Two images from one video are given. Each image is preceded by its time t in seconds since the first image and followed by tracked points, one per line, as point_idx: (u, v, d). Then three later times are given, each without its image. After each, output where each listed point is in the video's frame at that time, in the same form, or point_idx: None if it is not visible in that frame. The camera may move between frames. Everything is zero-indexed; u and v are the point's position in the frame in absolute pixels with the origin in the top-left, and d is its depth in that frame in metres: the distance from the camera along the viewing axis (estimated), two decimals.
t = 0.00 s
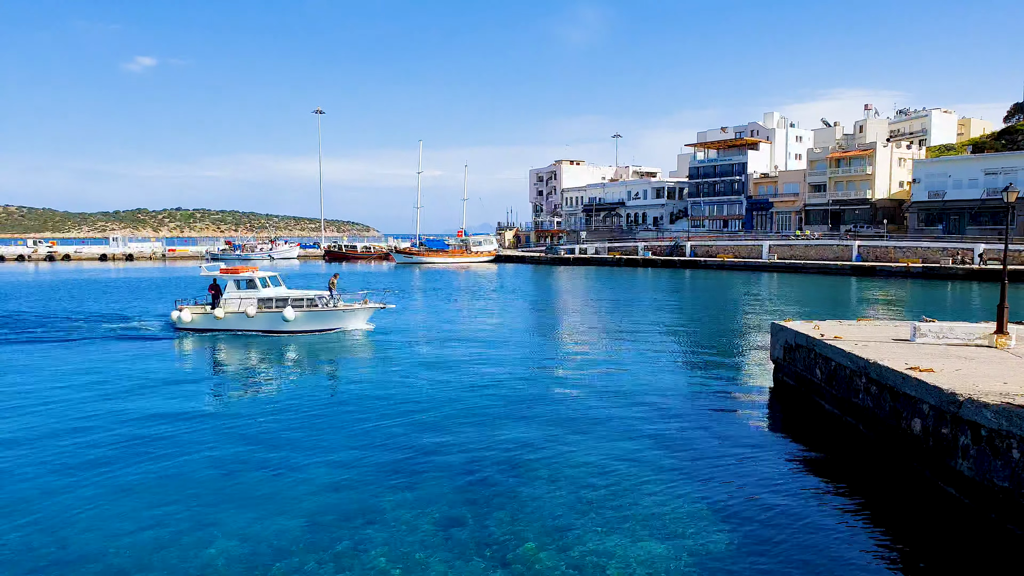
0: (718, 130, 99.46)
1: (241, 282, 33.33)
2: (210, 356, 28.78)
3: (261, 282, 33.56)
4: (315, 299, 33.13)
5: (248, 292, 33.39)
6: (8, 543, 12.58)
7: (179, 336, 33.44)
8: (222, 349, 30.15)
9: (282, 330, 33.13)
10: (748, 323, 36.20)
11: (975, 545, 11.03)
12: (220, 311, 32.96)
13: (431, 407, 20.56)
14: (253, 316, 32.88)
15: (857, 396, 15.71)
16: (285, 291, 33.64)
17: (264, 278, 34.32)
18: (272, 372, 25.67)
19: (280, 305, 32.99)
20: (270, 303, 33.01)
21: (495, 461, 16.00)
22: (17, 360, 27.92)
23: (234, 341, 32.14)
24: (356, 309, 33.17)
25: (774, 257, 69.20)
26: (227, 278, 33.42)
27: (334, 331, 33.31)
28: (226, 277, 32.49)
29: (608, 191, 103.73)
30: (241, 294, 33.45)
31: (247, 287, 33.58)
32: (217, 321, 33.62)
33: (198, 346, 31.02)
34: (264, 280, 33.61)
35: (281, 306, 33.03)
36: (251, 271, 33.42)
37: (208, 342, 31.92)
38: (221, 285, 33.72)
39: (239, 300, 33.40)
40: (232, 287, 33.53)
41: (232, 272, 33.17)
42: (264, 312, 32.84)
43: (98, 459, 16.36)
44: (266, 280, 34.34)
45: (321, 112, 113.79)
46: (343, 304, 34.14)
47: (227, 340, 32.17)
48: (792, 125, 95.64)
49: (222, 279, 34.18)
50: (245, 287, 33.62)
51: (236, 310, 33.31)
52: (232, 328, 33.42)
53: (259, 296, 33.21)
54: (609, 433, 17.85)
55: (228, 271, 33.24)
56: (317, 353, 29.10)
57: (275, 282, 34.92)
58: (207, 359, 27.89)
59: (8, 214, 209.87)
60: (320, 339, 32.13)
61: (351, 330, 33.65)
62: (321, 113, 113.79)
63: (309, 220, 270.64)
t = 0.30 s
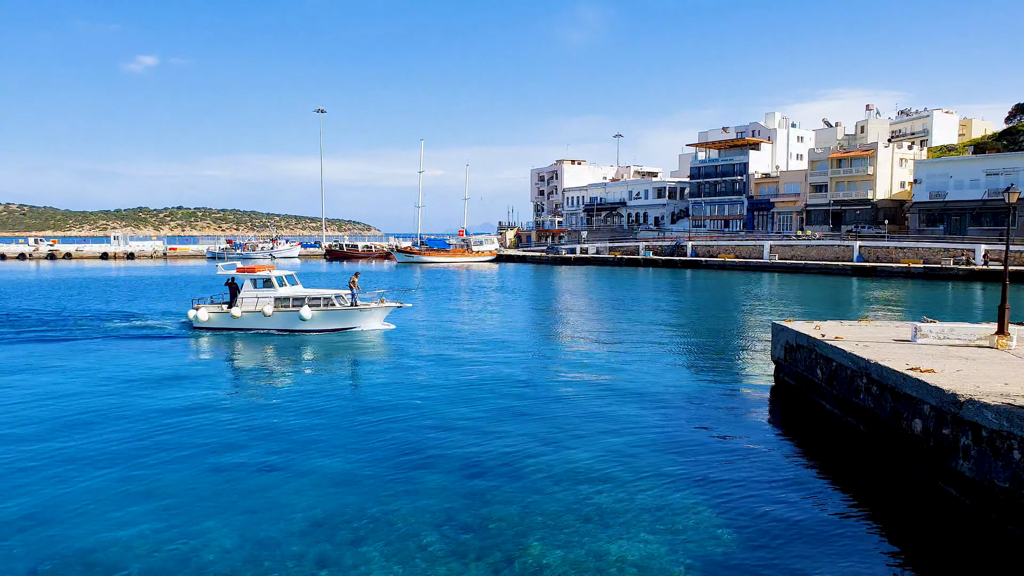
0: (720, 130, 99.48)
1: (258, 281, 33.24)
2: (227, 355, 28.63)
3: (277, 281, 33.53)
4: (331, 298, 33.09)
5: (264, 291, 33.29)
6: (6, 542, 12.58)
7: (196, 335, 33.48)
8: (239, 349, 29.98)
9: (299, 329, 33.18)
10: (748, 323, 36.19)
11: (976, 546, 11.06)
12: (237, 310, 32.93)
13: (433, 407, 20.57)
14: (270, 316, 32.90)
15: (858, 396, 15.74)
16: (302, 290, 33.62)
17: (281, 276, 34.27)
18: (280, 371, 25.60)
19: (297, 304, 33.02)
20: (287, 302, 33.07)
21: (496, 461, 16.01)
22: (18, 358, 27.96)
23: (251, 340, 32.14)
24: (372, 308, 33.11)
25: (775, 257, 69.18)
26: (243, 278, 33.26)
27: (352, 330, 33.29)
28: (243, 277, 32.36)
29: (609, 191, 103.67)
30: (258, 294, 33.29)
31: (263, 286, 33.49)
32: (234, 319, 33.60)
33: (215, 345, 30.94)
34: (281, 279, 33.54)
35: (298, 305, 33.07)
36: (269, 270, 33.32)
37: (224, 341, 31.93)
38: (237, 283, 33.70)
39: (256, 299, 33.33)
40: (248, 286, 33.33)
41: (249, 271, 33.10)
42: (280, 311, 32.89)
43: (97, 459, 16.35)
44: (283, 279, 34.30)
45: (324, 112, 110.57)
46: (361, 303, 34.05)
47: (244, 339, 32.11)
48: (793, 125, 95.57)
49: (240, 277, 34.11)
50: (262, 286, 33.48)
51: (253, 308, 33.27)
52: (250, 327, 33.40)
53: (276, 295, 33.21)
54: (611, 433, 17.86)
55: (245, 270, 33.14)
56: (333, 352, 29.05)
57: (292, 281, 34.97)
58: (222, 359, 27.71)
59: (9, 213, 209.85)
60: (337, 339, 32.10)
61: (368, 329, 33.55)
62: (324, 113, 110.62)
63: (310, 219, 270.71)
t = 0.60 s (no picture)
0: (720, 130, 99.52)
1: (274, 281, 33.42)
2: (242, 355, 28.68)
3: (294, 281, 33.67)
4: (348, 298, 32.97)
5: (280, 291, 33.43)
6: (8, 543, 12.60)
7: (212, 335, 33.45)
8: (255, 349, 30.04)
9: (315, 329, 33.03)
10: (747, 324, 36.26)
11: (976, 548, 11.12)
12: (253, 310, 32.94)
13: (433, 407, 20.61)
14: (286, 315, 32.86)
15: (858, 397, 15.79)
16: (319, 290, 33.56)
17: (297, 276, 34.45)
18: (293, 371, 25.57)
19: (313, 304, 32.91)
20: (303, 301, 32.97)
21: (497, 461, 16.04)
22: (19, 359, 27.92)
23: (268, 340, 32.02)
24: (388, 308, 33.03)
25: (775, 257, 69.31)
26: (260, 277, 33.57)
27: (369, 330, 33.29)
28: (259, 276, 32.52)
29: (610, 191, 103.72)
30: (273, 293, 33.48)
31: (279, 286, 33.68)
32: (250, 319, 33.62)
33: (231, 345, 30.87)
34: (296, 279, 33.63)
35: (314, 305, 32.96)
36: (285, 270, 33.47)
37: (241, 341, 31.84)
38: (253, 283, 33.78)
39: (272, 299, 33.38)
40: (264, 286, 33.64)
41: (266, 270, 33.36)
42: (297, 311, 32.76)
43: (98, 458, 16.39)
44: (298, 279, 34.37)
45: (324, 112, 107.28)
46: (377, 304, 34.12)
47: (260, 339, 32.03)
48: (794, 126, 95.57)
49: (255, 277, 34.20)
50: (278, 286, 33.74)
51: (269, 308, 33.26)
52: (266, 327, 33.38)
53: (292, 295, 33.23)
54: (611, 434, 17.92)
55: (261, 270, 33.33)
56: (349, 353, 29.08)
57: (307, 281, 35.07)
58: (239, 359, 27.75)
59: (9, 211, 209.91)
60: (353, 339, 31.98)
61: (383, 329, 33.51)
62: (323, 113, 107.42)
63: (310, 219, 270.66)
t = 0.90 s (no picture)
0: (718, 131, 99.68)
1: (288, 282, 32.98)
2: (257, 355, 28.68)
3: (309, 281, 33.23)
4: (363, 298, 32.74)
5: (295, 291, 33.05)
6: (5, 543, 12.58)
7: (226, 335, 33.38)
8: (269, 349, 30.00)
9: (331, 330, 32.78)
10: (746, 324, 36.29)
11: (974, 549, 11.13)
12: (267, 311, 32.72)
13: (432, 407, 20.60)
14: (300, 316, 32.61)
15: (856, 397, 15.79)
16: (333, 291, 33.20)
17: (312, 277, 33.95)
18: (308, 372, 25.63)
19: (328, 304, 32.64)
20: (318, 302, 32.69)
21: (496, 462, 16.03)
22: (14, 359, 27.89)
23: (283, 341, 31.88)
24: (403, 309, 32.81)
25: (773, 258, 69.41)
26: (274, 277, 33.10)
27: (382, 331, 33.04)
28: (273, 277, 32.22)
29: (608, 192, 103.76)
30: (288, 294, 33.10)
31: (293, 286, 33.28)
32: (264, 319, 33.44)
33: (246, 345, 30.82)
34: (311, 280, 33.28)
35: (329, 306, 32.67)
36: (299, 270, 33.02)
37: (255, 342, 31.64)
38: (266, 283, 33.52)
39: (286, 300, 33.06)
40: (279, 286, 33.28)
41: (279, 271, 32.89)
42: (312, 311, 32.51)
43: (97, 459, 16.38)
44: (313, 279, 34.01)
45: (322, 112, 107.17)
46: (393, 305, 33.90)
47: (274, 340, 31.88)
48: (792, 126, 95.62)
49: (268, 277, 33.92)
50: (292, 286, 33.35)
51: (284, 309, 33.01)
52: (280, 327, 33.17)
53: (307, 296, 32.93)
54: (610, 434, 17.91)
55: (275, 271, 32.86)
56: (364, 353, 29.07)
57: (321, 282, 34.79)
58: (252, 358, 27.81)
59: (7, 212, 209.62)
60: (368, 340, 31.76)
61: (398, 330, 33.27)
62: (322, 113, 107.28)
63: (308, 219, 270.46)
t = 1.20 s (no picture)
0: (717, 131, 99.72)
1: (303, 281, 33.06)
2: (274, 355, 28.57)
3: (324, 281, 33.24)
4: (377, 299, 32.49)
5: (311, 292, 33.05)
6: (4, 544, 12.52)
7: (242, 335, 33.26)
8: (284, 349, 29.87)
9: (346, 330, 32.63)
10: (745, 325, 36.27)
11: (974, 548, 11.11)
12: (282, 310, 32.70)
13: (432, 407, 20.56)
14: (316, 316, 32.42)
15: (856, 397, 15.76)
16: (349, 291, 33.08)
17: (327, 277, 33.88)
18: (324, 372, 25.50)
19: (343, 304, 32.48)
20: (333, 302, 32.56)
21: (494, 462, 16.01)
22: (12, 358, 27.78)
23: (297, 341, 31.72)
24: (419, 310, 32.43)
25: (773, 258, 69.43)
26: (290, 277, 33.21)
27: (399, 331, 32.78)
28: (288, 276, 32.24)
29: (608, 191, 103.73)
30: (303, 294, 33.14)
31: (309, 286, 33.34)
32: (279, 320, 33.34)
33: (261, 346, 30.71)
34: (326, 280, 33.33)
35: (344, 306, 32.51)
36: (315, 270, 33.12)
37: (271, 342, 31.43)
38: (282, 283, 33.60)
39: (302, 299, 33.06)
40: (293, 286, 33.21)
41: (295, 270, 32.89)
42: (327, 311, 32.38)
43: (95, 459, 16.32)
44: (329, 279, 33.87)
45: (322, 111, 106.95)
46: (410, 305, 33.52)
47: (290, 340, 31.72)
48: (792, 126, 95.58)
49: (285, 276, 33.90)
50: (307, 286, 33.36)
51: (299, 309, 32.97)
52: (295, 327, 33.05)
53: (322, 296, 32.84)
54: (610, 434, 17.85)
55: (291, 270, 32.93)
56: (379, 354, 28.92)
57: (337, 283, 34.58)
58: (269, 359, 27.69)
59: (6, 211, 209.41)
60: (382, 341, 31.51)
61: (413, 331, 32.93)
62: (321, 112, 107.01)
63: (308, 219, 270.27)
